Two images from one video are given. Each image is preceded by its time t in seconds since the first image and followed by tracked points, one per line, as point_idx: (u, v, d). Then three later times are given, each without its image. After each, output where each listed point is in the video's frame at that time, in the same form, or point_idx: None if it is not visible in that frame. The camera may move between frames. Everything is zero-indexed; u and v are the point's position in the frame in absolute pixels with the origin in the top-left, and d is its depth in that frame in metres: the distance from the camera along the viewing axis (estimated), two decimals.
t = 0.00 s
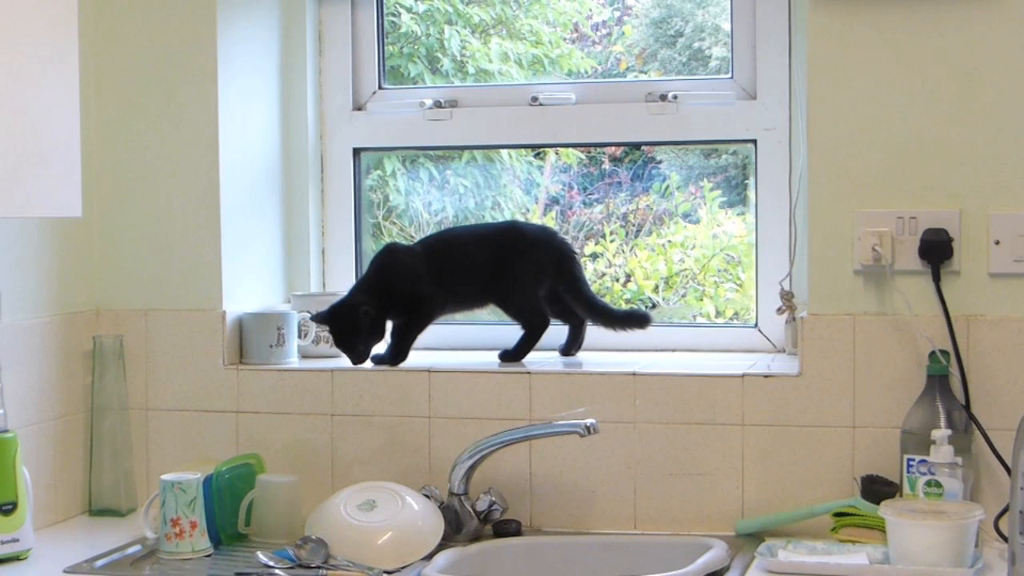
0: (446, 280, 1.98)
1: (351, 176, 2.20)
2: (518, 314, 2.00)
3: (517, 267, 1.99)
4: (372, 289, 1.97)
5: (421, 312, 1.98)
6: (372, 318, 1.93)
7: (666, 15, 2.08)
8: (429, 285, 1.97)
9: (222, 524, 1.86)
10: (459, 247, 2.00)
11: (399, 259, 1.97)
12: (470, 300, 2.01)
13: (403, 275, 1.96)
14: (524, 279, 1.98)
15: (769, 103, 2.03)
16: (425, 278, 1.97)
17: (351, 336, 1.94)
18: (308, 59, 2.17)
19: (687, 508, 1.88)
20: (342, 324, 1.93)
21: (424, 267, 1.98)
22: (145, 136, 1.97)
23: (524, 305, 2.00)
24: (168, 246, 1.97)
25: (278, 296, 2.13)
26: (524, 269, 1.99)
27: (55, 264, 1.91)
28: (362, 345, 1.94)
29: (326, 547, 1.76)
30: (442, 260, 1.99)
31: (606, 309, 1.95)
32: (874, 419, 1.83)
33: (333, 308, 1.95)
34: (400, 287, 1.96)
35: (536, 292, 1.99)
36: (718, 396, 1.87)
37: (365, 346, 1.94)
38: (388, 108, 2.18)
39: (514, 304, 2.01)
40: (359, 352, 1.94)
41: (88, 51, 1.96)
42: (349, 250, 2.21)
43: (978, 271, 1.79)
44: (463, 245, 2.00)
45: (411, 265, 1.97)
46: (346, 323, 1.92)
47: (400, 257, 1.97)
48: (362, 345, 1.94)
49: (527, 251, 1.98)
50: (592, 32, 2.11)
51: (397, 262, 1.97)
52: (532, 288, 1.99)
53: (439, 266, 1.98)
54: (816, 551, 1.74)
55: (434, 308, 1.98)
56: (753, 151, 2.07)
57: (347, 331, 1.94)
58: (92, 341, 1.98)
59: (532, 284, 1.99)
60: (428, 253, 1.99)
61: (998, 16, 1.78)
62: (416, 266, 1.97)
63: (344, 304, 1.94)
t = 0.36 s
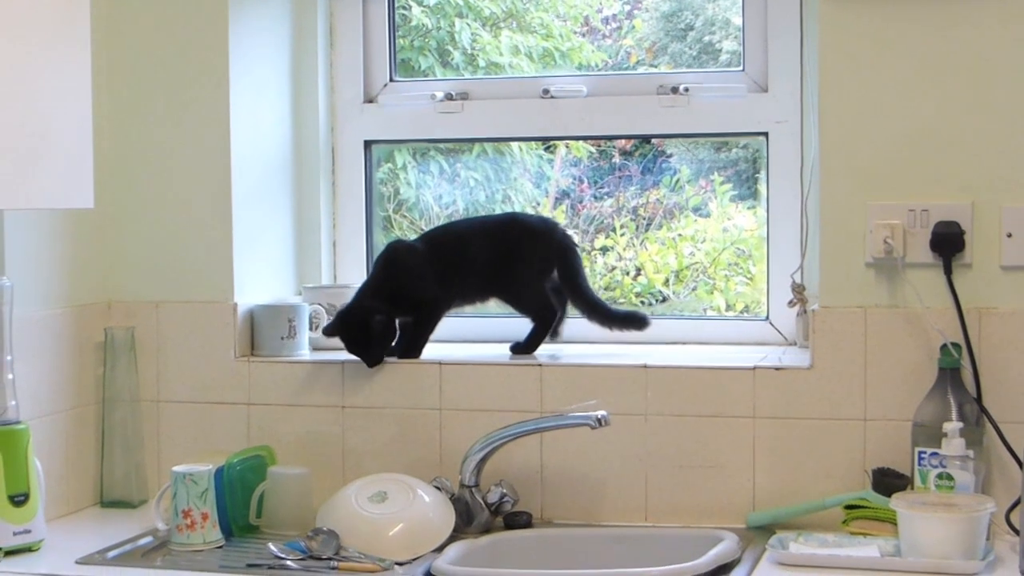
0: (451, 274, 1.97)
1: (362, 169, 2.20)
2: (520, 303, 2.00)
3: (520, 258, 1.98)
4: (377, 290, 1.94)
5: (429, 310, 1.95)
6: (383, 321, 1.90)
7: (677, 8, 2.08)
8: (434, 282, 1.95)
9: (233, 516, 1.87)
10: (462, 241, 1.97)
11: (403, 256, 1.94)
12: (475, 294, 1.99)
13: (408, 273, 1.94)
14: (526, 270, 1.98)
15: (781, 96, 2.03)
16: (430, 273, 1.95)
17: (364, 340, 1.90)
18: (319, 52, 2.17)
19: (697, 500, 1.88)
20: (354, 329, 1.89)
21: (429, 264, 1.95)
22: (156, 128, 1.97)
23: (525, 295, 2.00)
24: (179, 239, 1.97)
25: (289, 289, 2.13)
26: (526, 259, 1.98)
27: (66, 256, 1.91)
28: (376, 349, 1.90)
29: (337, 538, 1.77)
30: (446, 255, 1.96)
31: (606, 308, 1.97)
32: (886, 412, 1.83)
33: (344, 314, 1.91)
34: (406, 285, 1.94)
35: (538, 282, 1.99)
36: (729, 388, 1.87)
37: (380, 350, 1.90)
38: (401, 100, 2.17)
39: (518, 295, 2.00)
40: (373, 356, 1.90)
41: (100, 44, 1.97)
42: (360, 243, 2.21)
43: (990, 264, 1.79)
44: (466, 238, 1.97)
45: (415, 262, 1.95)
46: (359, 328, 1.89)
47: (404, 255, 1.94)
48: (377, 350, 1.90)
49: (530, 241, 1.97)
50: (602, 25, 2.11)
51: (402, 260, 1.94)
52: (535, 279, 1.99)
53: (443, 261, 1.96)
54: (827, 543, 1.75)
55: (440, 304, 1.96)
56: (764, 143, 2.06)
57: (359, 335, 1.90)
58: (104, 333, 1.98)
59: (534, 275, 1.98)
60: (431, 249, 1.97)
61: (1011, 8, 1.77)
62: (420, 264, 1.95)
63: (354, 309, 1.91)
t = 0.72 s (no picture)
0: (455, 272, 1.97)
1: (373, 162, 2.20)
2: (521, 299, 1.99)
3: (523, 257, 1.97)
4: (382, 287, 1.94)
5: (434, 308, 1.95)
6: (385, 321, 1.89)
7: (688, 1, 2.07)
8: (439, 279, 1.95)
9: (245, 508, 1.87)
10: (467, 238, 1.97)
11: (410, 253, 1.93)
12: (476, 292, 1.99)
13: (415, 270, 1.93)
14: (530, 269, 1.98)
15: (792, 89, 2.02)
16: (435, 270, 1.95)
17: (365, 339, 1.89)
18: (332, 46, 2.17)
19: (709, 493, 1.88)
20: (355, 328, 1.89)
21: (434, 261, 1.95)
22: (168, 121, 1.97)
23: (526, 295, 1.98)
24: (191, 232, 1.98)
25: (301, 281, 2.13)
26: (529, 257, 1.98)
27: (79, 249, 1.92)
28: (376, 349, 1.89)
29: (350, 531, 1.78)
30: (451, 252, 1.96)
31: (602, 305, 2.01)
32: (898, 405, 1.83)
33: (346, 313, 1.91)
34: (411, 283, 1.94)
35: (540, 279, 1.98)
36: (741, 381, 1.87)
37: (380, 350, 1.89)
38: (412, 93, 2.17)
39: (520, 293, 1.98)
40: (371, 356, 1.89)
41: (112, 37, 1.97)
42: (372, 236, 2.21)
43: (1002, 257, 1.78)
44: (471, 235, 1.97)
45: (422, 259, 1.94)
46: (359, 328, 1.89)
47: (411, 252, 1.94)
48: (376, 350, 1.89)
49: (534, 240, 1.98)
50: (613, 18, 2.11)
51: (409, 257, 1.93)
52: (536, 277, 1.98)
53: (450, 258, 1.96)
54: (839, 536, 1.75)
55: (444, 302, 1.96)
56: (776, 135, 2.06)
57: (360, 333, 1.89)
58: (116, 326, 1.98)
59: (536, 273, 1.98)
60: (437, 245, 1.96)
61: None
62: (427, 261, 1.94)
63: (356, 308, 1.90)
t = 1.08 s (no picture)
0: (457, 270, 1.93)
1: (387, 154, 2.20)
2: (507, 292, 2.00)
3: (513, 251, 1.98)
4: (380, 286, 1.91)
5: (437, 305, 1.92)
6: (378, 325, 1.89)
7: None
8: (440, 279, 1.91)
9: (260, 500, 1.88)
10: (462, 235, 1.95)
11: (407, 251, 1.91)
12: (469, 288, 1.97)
13: (412, 270, 1.90)
14: (520, 264, 1.98)
15: (807, 81, 2.02)
16: (437, 270, 1.91)
17: (356, 342, 1.89)
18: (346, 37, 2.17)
19: (725, 485, 1.88)
20: (350, 331, 1.88)
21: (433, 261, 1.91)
22: (183, 114, 1.98)
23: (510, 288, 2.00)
24: (206, 224, 1.98)
25: (316, 273, 2.13)
26: (518, 253, 1.98)
27: (93, 242, 1.92)
28: (366, 353, 1.89)
29: (365, 522, 1.79)
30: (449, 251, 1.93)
31: (583, 295, 2.03)
32: (914, 397, 1.83)
33: (342, 316, 1.88)
34: (411, 283, 1.90)
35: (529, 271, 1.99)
36: (756, 373, 1.86)
37: (371, 353, 1.89)
38: (426, 86, 2.18)
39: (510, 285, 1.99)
40: (362, 361, 1.89)
41: (126, 30, 1.97)
42: (386, 228, 2.21)
43: (1018, 249, 1.78)
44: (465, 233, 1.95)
45: (421, 258, 1.91)
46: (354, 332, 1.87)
47: (409, 250, 1.91)
48: (366, 353, 1.89)
49: (522, 235, 1.99)
50: (626, 11, 2.10)
51: (406, 256, 1.91)
52: (527, 271, 1.98)
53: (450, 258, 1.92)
54: (854, 528, 1.75)
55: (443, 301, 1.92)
56: (791, 128, 2.05)
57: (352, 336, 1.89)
58: (131, 318, 1.99)
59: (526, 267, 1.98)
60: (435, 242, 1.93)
61: None
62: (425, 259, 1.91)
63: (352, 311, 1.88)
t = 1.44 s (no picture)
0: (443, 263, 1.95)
1: (400, 147, 2.20)
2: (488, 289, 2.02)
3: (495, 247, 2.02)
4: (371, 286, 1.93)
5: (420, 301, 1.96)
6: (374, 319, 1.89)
7: None
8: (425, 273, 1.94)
9: (274, 492, 1.88)
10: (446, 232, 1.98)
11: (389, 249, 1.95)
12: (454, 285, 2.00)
13: (397, 265, 1.94)
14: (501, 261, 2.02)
15: (821, 73, 2.02)
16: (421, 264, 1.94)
17: (353, 340, 1.89)
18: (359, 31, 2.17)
19: (739, 478, 1.88)
20: (345, 329, 1.88)
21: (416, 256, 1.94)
22: (196, 107, 1.98)
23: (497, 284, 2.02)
24: (219, 218, 1.98)
25: (329, 267, 2.13)
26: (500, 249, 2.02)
27: (107, 236, 1.93)
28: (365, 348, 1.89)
29: (378, 515, 1.80)
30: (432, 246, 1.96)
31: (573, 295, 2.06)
32: (928, 389, 1.82)
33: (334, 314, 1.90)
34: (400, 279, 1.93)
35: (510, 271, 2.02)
36: (770, 366, 1.86)
37: (370, 348, 1.89)
38: (439, 79, 2.18)
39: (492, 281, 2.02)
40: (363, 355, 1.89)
41: (140, 24, 1.98)
42: (399, 221, 2.21)
43: None
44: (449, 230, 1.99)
45: (406, 254, 1.94)
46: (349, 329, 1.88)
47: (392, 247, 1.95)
48: (367, 348, 1.89)
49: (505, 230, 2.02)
50: (639, 4, 2.10)
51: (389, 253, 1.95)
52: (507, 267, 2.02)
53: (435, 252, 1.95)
54: (868, 521, 1.75)
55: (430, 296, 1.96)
56: (804, 120, 2.05)
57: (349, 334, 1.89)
58: (145, 311, 1.99)
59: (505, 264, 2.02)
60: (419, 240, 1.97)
61: None
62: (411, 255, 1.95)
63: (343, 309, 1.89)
